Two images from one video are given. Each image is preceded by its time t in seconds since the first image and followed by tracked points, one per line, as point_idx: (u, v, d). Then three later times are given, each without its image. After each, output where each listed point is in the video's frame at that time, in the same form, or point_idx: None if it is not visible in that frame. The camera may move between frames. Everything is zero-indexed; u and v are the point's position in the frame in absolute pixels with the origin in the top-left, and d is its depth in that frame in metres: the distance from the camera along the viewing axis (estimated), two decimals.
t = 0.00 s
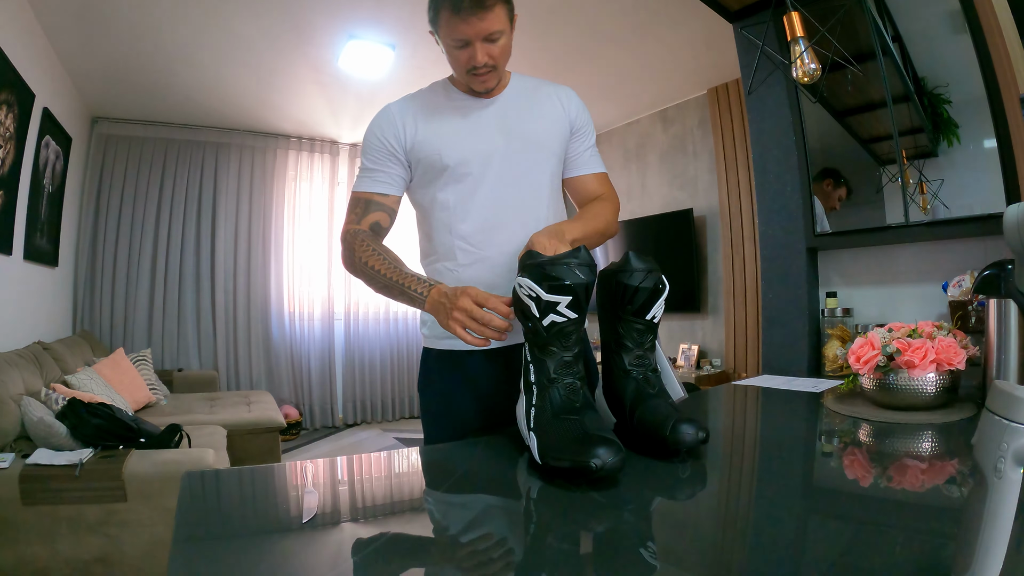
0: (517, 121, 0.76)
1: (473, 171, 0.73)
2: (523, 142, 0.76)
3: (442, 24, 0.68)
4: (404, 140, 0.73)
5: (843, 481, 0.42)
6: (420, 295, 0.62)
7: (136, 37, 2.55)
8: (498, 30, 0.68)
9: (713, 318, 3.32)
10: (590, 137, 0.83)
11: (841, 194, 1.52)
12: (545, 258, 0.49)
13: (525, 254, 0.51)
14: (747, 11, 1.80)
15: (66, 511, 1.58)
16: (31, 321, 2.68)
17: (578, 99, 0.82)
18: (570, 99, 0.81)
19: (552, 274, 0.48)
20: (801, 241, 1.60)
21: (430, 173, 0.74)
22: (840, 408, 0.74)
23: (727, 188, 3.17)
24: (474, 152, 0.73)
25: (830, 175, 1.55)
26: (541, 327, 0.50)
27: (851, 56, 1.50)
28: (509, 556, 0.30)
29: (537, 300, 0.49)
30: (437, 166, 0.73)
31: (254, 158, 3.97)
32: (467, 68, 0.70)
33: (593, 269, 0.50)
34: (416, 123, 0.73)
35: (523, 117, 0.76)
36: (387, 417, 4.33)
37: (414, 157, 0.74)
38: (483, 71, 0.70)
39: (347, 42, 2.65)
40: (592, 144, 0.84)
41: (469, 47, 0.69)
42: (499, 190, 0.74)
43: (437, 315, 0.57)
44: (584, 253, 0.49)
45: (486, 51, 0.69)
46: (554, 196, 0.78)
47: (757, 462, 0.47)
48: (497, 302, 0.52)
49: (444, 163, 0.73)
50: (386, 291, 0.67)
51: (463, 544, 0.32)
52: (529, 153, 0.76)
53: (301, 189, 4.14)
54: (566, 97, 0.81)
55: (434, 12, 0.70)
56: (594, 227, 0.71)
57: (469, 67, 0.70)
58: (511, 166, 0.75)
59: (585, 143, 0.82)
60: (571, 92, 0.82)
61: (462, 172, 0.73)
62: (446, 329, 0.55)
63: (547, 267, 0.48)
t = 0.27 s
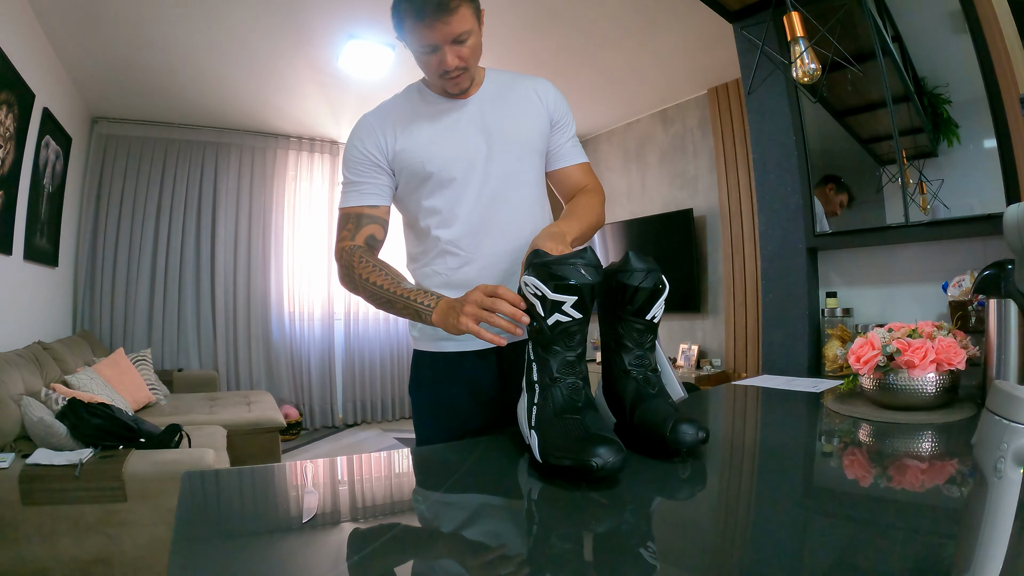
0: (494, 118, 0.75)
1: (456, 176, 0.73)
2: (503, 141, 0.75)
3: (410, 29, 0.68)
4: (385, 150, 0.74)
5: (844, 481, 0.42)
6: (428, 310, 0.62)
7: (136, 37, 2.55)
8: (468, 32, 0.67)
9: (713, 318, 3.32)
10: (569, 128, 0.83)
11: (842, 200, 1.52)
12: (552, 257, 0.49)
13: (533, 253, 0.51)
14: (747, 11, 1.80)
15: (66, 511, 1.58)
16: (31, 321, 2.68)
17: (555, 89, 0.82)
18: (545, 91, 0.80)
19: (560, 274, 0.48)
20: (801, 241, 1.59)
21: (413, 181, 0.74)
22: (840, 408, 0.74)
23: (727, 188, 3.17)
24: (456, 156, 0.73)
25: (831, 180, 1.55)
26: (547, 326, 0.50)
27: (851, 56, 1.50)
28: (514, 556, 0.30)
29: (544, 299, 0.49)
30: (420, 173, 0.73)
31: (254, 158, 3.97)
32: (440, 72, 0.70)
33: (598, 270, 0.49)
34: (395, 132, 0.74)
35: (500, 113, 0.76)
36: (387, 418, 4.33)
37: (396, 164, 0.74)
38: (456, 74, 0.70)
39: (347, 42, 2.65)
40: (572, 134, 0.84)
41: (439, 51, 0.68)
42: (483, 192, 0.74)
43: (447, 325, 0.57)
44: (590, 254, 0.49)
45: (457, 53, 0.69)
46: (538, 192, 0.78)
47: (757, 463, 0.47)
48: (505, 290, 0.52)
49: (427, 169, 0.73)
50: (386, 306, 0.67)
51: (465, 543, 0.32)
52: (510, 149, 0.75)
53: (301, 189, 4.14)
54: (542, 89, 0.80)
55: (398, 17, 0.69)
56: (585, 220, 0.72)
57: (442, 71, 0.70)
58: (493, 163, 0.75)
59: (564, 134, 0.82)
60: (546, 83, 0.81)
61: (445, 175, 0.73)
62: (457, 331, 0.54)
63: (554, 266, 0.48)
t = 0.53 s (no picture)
0: (485, 117, 0.75)
1: (449, 177, 0.72)
2: (495, 141, 0.75)
3: (399, 29, 0.68)
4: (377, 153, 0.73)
5: (844, 481, 0.42)
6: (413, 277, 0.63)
7: (137, 37, 2.55)
8: (456, 29, 0.68)
9: (713, 318, 3.32)
10: (559, 127, 0.83)
11: (843, 202, 1.52)
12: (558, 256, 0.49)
13: (539, 252, 0.52)
14: (747, 11, 1.80)
15: (67, 510, 1.58)
16: (31, 321, 2.68)
17: (544, 88, 0.82)
18: (535, 89, 0.81)
19: (565, 273, 0.48)
20: (801, 241, 1.59)
21: (407, 184, 0.74)
22: (840, 408, 0.74)
23: (727, 188, 3.17)
24: (449, 157, 0.72)
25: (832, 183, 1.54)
26: (551, 324, 0.50)
27: (850, 56, 1.50)
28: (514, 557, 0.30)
29: (549, 297, 0.49)
30: (414, 176, 0.73)
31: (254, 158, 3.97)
32: (431, 71, 0.70)
33: (604, 270, 0.50)
34: (386, 136, 0.73)
35: (490, 113, 0.76)
36: (386, 417, 4.33)
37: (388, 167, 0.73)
38: (447, 72, 0.70)
39: (347, 42, 2.64)
40: (563, 131, 0.84)
41: (429, 50, 0.69)
42: (478, 193, 0.74)
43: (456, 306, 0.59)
44: (595, 254, 0.50)
45: (447, 51, 0.69)
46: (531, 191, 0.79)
47: (757, 463, 0.47)
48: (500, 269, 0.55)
49: (420, 171, 0.72)
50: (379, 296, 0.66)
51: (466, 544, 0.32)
52: (502, 147, 0.75)
53: (301, 189, 4.14)
54: (532, 87, 0.80)
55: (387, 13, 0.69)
56: (587, 217, 0.72)
57: (433, 70, 0.70)
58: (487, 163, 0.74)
59: (555, 132, 0.83)
60: (534, 81, 0.81)
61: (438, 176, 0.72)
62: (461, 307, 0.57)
63: (560, 265, 0.48)
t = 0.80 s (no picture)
0: (485, 118, 0.75)
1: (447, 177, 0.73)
2: (494, 140, 0.75)
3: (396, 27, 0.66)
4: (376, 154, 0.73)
5: (844, 481, 0.42)
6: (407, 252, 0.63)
7: (137, 37, 2.55)
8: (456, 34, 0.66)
9: (713, 318, 3.32)
10: (556, 129, 0.84)
11: (842, 200, 1.52)
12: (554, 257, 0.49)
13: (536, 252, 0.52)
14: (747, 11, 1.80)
15: (67, 510, 1.59)
16: (31, 321, 2.68)
17: (539, 89, 0.83)
18: (530, 91, 0.81)
19: (561, 274, 0.48)
20: (801, 241, 1.60)
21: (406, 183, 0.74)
22: (840, 408, 0.74)
23: (727, 188, 3.17)
24: (448, 156, 0.73)
25: (831, 182, 1.55)
26: (548, 325, 0.50)
27: (851, 56, 1.50)
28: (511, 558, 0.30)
29: (545, 298, 0.49)
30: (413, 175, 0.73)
31: (254, 158, 3.97)
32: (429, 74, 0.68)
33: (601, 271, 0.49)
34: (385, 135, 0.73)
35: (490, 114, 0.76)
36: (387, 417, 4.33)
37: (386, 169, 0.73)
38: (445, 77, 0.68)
39: (347, 42, 2.64)
40: (558, 133, 0.85)
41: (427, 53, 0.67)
42: (477, 192, 0.74)
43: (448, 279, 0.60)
44: (592, 254, 0.49)
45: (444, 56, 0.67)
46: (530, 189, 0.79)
47: (756, 463, 0.47)
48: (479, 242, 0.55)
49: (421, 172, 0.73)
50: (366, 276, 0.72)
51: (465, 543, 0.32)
52: (503, 150, 0.76)
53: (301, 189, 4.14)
54: (527, 89, 0.81)
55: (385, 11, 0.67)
56: (584, 215, 0.72)
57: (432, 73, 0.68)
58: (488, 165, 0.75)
59: (552, 132, 0.83)
60: (529, 83, 0.82)
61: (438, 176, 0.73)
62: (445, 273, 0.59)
63: (556, 265, 0.48)
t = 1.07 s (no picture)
0: (489, 120, 0.76)
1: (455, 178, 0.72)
2: (497, 140, 0.76)
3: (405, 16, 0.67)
4: (382, 152, 0.71)
5: (844, 481, 0.42)
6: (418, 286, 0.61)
7: (137, 37, 2.55)
8: (462, 28, 0.68)
9: (713, 318, 3.32)
10: (550, 132, 0.86)
11: (841, 197, 1.52)
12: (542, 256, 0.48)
13: (525, 251, 0.51)
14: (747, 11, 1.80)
15: (67, 510, 1.59)
16: (31, 321, 2.68)
17: (537, 93, 0.84)
18: (530, 95, 0.83)
19: (553, 273, 0.47)
20: (801, 241, 1.60)
21: (409, 181, 0.73)
22: (839, 408, 0.74)
23: (727, 188, 3.17)
24: (455, 156, 0.72)
25: (830, 180, 1.55)
26: (542, 326, 0.50)
27: (851, 56, 1.50)
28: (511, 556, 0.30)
29: (539, 299, 0.49)
30: (417, 173, 0.72)
31: (254, 158, 3.97)
32: (432, 65, 0.70)
33: (594, 270, 0.49)
34: (388, 132, 0.71)
35: (495, 116, 0.76)
36: (387, 417, 4.33)
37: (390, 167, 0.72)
38: (447, 71, 0.70)
39: (347, 42, 2.64)
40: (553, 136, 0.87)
41: (433, 45, 0.69)
42: (482, 192, 0.74)
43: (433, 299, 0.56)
44: (584, 253, 0.48)
45: (450, 49, 0.69)
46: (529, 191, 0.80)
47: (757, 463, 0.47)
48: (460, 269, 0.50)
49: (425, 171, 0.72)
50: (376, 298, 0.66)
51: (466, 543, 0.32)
52: (505, 151, 0.76)
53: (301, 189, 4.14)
54: (526, 92, 0.83)
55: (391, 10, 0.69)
56: (573, 220, 0.76)
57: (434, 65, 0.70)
58: (491, 166, 0.75)
59: (547, 134, 0.85)
60: (529, 87, 0.83)
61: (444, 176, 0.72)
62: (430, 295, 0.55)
63: (547, 265, 0.48)
